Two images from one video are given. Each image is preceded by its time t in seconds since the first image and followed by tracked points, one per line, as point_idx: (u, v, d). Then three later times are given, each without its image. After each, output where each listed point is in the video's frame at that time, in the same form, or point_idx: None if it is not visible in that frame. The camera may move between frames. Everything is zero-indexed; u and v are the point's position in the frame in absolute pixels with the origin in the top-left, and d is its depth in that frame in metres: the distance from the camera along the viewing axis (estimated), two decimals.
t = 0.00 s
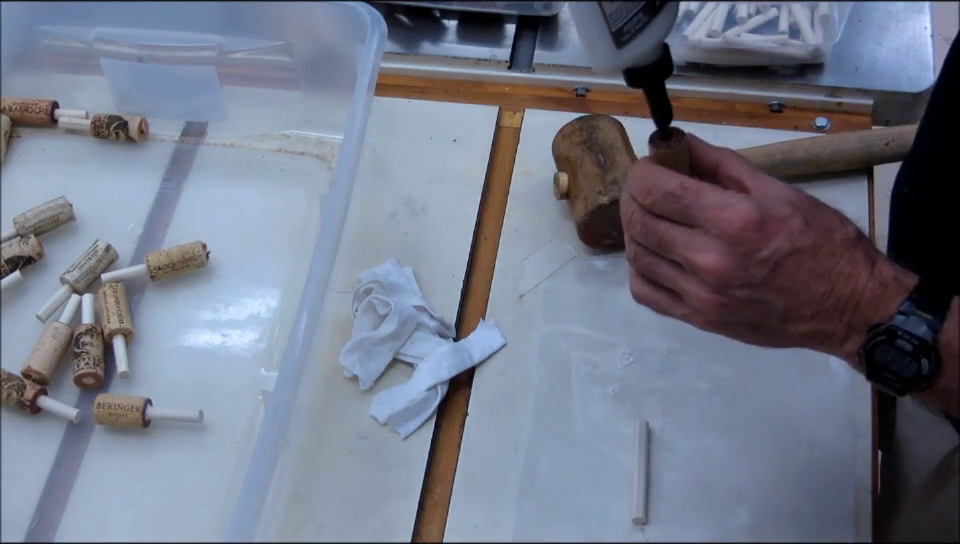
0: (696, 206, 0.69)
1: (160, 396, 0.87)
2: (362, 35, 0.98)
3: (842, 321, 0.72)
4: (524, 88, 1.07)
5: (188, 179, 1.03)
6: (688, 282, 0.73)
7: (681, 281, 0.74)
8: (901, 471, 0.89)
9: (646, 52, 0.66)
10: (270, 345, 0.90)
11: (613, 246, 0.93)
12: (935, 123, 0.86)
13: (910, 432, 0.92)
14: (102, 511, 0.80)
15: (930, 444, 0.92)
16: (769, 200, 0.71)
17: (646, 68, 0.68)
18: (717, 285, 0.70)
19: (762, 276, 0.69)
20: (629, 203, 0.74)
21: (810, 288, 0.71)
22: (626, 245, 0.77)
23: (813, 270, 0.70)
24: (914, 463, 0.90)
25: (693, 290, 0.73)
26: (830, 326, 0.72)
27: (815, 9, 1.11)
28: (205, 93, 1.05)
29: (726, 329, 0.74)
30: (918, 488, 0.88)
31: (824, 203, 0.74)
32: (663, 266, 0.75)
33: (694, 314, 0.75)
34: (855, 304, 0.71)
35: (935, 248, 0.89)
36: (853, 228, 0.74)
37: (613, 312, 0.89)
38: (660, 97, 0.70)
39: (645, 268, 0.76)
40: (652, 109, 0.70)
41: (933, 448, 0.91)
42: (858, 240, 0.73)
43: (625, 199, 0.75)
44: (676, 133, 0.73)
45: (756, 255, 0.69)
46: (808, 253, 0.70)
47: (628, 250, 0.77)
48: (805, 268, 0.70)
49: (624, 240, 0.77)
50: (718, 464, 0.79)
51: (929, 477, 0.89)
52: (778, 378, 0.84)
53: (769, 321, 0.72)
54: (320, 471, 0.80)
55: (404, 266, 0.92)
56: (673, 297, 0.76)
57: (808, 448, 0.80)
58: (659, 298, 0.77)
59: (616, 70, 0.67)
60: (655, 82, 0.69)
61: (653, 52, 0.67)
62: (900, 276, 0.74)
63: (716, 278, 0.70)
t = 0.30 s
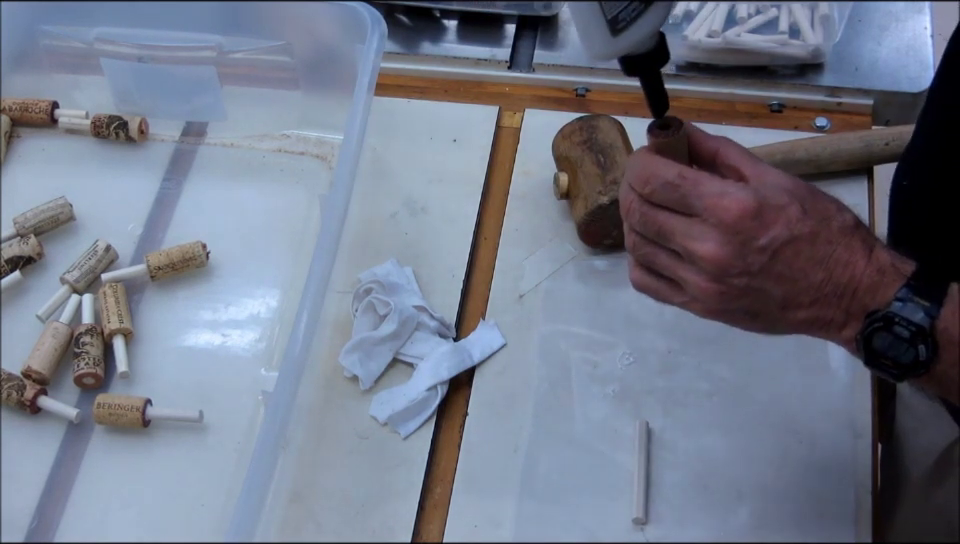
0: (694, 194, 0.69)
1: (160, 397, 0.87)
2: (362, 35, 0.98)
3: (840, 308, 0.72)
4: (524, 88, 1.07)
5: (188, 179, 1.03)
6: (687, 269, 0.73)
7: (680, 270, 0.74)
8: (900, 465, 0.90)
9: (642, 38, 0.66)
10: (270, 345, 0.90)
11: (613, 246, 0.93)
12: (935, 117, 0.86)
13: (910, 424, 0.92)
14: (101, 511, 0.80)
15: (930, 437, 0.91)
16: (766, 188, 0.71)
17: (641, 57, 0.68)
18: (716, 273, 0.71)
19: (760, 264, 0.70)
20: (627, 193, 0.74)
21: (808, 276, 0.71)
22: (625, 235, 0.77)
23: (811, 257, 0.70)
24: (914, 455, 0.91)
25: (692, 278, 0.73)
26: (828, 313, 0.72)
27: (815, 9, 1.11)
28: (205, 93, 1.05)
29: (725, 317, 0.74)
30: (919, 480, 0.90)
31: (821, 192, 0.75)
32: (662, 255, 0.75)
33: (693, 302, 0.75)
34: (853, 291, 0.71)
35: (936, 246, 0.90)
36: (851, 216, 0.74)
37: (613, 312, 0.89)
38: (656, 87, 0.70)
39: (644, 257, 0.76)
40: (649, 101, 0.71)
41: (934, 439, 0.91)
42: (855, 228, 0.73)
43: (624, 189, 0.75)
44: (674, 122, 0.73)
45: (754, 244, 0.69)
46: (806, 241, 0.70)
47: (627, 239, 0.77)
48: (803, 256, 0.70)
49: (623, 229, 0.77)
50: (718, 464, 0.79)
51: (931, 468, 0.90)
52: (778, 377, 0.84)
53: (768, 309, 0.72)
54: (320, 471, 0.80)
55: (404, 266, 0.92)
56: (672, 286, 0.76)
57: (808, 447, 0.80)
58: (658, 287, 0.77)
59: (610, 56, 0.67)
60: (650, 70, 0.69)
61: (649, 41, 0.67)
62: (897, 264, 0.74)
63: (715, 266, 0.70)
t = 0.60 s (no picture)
0: (698, 193, 0.69)
1: (160, 397, 0.87)
2: (362, 35, 0.98)
3: (844, 303, 0.72)
4: (524, 88, 1.07)
5: (188, 179, 1.03)
6: (692, 266, 0.73)
7: (685, 267, 0.74)
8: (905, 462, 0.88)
9: (651, 42, 0.66)
10: (270, 345, 0.90)
11: (613, 246, 0.93)
12: (938, 114, 0.87)
13: (912, 422, 0.90)
14: (101, 511, 0.80)
15: (935, 432, 0.89)
16: (770, 185, 0.70)
17: (649, 60, 0.67)
18: (721, 271, 0.71)
19: (765, 261, 0.70)
20: (631, 192, 0.74)
21: (812, 272, 0.71)
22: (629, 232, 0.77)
23: (815, 253, 0.70)
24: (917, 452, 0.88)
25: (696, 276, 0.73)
26: (832, 309, 0.72)
27: (815, 8, 1.11)
28: (205, 93, 1.05)
29: (730, 313, 0.75)
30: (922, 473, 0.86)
31: (825, 187, 0.74)
32: (667, 252, 0.75)
33: (699, 299, 0.75)
34: (857, 287, 0.72)
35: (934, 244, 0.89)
36: (854, 212, 0.74)
37: (613, 312, 0.89)
38: (665, 91, 0.70)
39: (649, 254, 0.76)
40: (657, 103, 0.71)
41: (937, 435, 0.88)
42: (858, 223, 0.73)
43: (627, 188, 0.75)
44: (677, 120, 0.72)
45: (758, 241, 0.69)
46: (810, 238, 0.70)
47: (631, 236, 0.77)
48: (807, 252, 0.70)
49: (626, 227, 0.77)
50: (718, 464, 0.79)
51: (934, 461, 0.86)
52: (778, 377, 0.84)
53: (773, 305, 0.73)
54: (320, 471, 0.80)
55: (404, 266, 0.92)
56: (678, 283, 0.77)
57: (809, 447, 0.80)
58: (663, 283, 0.78)
59: (620, 60, 0.67)
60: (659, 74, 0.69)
61: (657, 44, 0.66)
62: (901, 259, 0.74)
63: (719, 264, 0.70)
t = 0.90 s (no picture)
0: (706, 187, 0.69)
1: (160, 397, 0.87)
2: (362, 35, 0.98)
3: (851, 297, 0.72)
4: (524, 88, 1.07)
5: (188, 179, 1.03)
6: (699, 259, 0.74)
7: (692, 260, 0.74)
8: (906, 457, 0.89)
9: (656, 44, 0.65)
10: (270, 345, 0.90)
11: (613, 246, 0.93)
12: (939, 113, 0.87)
13: (914, 421, 0.90)
14: (101, 511, 0.80)
15: (937, 430, 0.89)
16: (778, 178, 0.71)
17: (655, 62, 0.67)
18: (728, 264, 0.71)
19: (772, 254, 0.70)
20: (639, 185, 0.74)
21: (820, 266, 0.71)
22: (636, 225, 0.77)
23: (822, 247, 0.71)
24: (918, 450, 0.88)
25: (704, 269, 0.73)
26: (839, 302, 0.73)
27: (815, 8, 1.11)
28: (205, 93, 1.05)
29: (737, 306, 0.75)
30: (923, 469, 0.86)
31: (832, 181, 0.74)
32: (674, 246, 0.75)
33: (705, 292, 0.76)
34: (864, 281, 0.72)
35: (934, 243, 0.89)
36: (861, 206, 0.74)
37: (613, 312, 0.89)
38: (670, 92, 0.69)
39: (656, 247, 0.76)
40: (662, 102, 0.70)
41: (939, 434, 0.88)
42: (865, 217, 0.73)
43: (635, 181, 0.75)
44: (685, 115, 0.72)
45: (766, 235, 0.69)
46: (817, 231, 0.70)
47: (638, 229, 0.77)
48: (815, 246, 0.70)
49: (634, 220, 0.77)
50: (718, 464, 0.79)
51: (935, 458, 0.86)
52: (778, 377, 0.84)
53: (780, 298, 0.73)
54: (320, 471, 0.80)
55: (404, 266, 0.92)
56: (685, 276, 0.77)
57: (809, 447, 0.80)
58: (670, 276, 0.78)
59: (625, 62, 0.67)
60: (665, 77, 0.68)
61: (662, 46, 0.66)
62: (907, 253, 0.74)
63: (726, 257, 0.70)
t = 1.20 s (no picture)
0: (704, 190, 0.70)
1: (160, 397, 0.87)
2: (362, 35, 0.97)
3: (852, 296, 0.72)
4: (524, 88, 1.07)
5: (188, 179, 1.03)
6: (700, 260, 0.74)
7: (693, 261, 0.75)
8: (907, 457, 0.88)
9: (663, 40, 0.65)
10: (270, 345, 0.90)
11: (613, 246, 0.93)
12: (940, 114, 0.87)
13: (914, 419, 0.90)
14: (101, 511, 0.80)
15: (937, 429, 0.88)
16: (778, 179, 0.70)
17: (661, 57, 0.67)
18: (728, 265, 0.71)
19: (772, 255, 0.70)
20: (640, 188, 0.74)
21: (820, 266, 0.71)
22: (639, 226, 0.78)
23: (822, 247, 0.70)
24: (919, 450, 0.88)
25: (705, 270, 0.74)
26: (840, 301, 0.73)
27: (815, 8, 1.10)
28: (205, 94, 1.05)
29: (738, 305, 0.75)
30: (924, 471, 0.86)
31: (834, 180, 0.74)
32: (675, 247, 0.75)
33: (707, 291, 0.76)
34: (864, 281, 0.72)
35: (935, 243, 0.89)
36: (862, 204, 0.74)
37: (613, 312, 0.89)
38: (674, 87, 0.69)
39: (658, 248, 0.77)
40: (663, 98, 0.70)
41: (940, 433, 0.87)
42: (866, 215, 0.73)
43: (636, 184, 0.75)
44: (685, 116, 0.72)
45: (765, 236, 0.69)
46: (818, 232, 0.70)
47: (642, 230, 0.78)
48: (815, 246, 0.70)
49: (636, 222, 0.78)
50: (718, 464, 0.79)
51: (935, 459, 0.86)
52: (778, 377, 0.84)
53: (781, 298, 0.73)
54: (320, 471, 0.80)
55: (404, 266, 0.92)
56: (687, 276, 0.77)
57: (809, 447, 0.80)
58: (672, 276, 0.78)
59: (631, 57, 0.67)
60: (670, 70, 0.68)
61: (668, 42, 0.66)
62: (908, 251, 0.73)
63: (726, 259, 0.71)
